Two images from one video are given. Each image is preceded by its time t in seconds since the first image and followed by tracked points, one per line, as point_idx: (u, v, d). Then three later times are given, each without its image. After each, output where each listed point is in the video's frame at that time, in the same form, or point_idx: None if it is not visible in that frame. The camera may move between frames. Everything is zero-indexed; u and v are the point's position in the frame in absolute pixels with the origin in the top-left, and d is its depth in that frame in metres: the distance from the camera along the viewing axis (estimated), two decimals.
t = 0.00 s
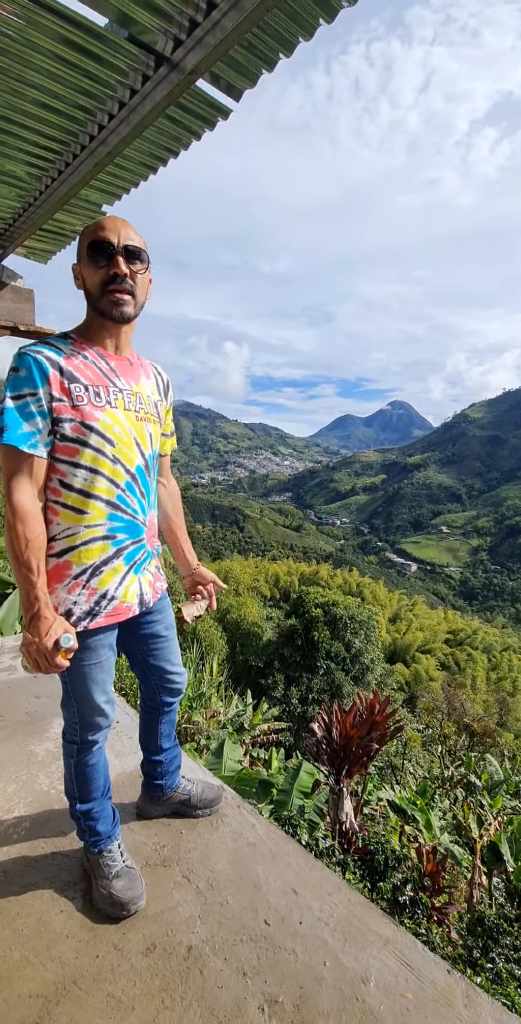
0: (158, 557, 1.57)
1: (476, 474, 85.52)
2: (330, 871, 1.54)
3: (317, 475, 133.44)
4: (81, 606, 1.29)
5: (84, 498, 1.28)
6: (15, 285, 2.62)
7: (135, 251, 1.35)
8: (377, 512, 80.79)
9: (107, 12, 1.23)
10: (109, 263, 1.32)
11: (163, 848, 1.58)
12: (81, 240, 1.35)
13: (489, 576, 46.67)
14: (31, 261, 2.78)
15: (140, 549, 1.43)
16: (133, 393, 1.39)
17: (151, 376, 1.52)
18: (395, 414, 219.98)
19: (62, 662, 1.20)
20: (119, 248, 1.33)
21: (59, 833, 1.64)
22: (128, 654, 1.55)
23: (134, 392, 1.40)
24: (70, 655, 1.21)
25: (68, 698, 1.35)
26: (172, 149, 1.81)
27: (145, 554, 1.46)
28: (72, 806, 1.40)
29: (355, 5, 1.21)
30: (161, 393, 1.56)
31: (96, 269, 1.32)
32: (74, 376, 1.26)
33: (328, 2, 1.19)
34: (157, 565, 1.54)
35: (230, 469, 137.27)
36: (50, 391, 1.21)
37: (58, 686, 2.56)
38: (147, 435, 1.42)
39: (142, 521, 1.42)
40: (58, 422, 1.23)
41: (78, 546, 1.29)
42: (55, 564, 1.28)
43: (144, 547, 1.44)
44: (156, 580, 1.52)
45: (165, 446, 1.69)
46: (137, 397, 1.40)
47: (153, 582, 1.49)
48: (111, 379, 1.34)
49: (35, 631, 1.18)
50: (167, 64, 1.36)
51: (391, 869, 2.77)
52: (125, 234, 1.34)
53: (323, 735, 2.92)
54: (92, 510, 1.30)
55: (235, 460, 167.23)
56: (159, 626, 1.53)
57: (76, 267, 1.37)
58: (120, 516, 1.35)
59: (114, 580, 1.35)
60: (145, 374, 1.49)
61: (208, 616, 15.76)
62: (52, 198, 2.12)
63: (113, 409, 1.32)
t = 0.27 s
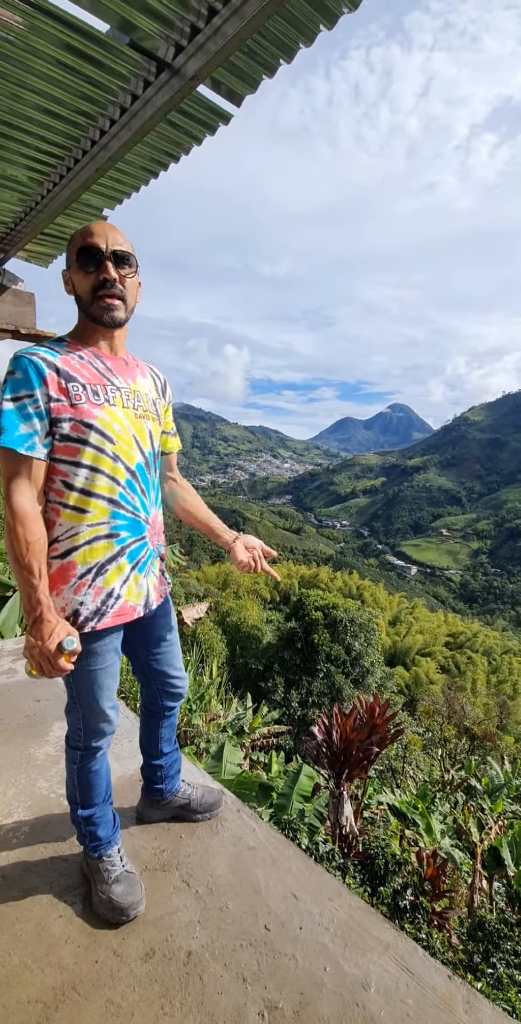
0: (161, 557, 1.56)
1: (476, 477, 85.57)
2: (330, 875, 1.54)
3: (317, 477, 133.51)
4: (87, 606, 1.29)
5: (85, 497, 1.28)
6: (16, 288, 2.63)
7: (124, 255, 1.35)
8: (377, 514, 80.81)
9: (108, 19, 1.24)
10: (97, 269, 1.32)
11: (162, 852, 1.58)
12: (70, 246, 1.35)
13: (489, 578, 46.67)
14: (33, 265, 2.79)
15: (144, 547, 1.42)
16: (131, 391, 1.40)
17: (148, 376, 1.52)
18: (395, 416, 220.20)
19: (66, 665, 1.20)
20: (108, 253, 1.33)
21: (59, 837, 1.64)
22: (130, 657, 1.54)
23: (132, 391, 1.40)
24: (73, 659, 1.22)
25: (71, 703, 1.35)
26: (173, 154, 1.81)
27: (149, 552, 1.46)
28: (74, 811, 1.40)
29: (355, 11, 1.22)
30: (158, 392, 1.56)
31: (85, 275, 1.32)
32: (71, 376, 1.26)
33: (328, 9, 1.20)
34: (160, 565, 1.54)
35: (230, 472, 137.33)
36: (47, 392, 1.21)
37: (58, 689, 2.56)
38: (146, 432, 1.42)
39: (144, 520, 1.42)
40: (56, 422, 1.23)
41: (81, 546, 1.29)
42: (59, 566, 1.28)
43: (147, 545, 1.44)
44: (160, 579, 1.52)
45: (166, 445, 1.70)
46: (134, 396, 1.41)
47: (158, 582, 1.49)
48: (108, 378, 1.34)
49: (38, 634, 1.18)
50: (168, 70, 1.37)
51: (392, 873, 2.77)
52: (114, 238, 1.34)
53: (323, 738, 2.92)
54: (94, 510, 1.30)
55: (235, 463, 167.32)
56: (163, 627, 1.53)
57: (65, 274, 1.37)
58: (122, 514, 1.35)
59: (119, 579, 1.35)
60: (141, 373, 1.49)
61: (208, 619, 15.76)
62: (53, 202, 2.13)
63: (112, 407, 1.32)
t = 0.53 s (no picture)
0: (168, 557, 1.57)
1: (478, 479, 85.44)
2: (333, 880, 1.53)
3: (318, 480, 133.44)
4: (99, 606, 1.29)
5: (93, 497, 1.29)
6: (18, 291, 2.63)
7: (139, 270, 1.35)
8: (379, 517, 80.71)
9: (110, 24, 1.24)
10: (113, 280, 1.31)
11: (164, 856, 1.58)
12: (84, 249, 1.33)
13: (492, 580, 46.52)
14: (35, 268, 2.80)
15: (152, 546, 1.43)
16: (133, 392, 1.41)
17: (147, 377, 1.53)
18: (396, 418, 220.11)
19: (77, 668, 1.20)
20: (125, 267, 1.32)
21: (61, 841, 1.63)
22: (135, 658, 1.54)
23: (134, 392, 1.41)
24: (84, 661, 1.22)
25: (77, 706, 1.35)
26: (175, 158, 1.82)
27: (157, 551, 1.46)
28: (78, 815, 1.40)
29: (357, 15, 1.22)
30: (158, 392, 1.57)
31: (100, 283, 1.31)
32: (76, 378, 1.27)
33: (330, 13, 1.20)
34: (166, 565, 1.54)
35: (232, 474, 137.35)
36: (53, 395, 1.21)
37: (61, 691, 2.56)
38: (150, 432, 1.43)
39: (150, 519, 1.42)
40: (63, 425, 1.23)
41: (90, 547, 1.29)
42: (69, 568, 1.28)
43: (155, 545, 1.44)
44: (167, 578, 1.52)
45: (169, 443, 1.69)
46: (136, 396, 1.41)
47: (165, 580, 1.50)
48: (110, 380, 1.35)
49: (50, 639, 1.18)
50: (170, 74, 1.37)
51: (395, 877, 2.76)
52: (130, 251, 1.34)
53: (326, 740, 2.91)
54: (103, 510, 1.30)
55: (237, 465, 167.27)
56: (166, 628, 1.53)
57: (76, 273, 1.35)
58: (130, 513, 1.35)
59: (128, 578, 1.35)
60: (141, 375, 1.50)
61: (210, 621, 15.74)
62: (56, 206, 2.13)
63: (117, 408, 1.33)
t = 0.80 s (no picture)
0: (165, 559, 1.56)
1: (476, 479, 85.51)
2: (332, 881, 1.53)
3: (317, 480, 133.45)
4: (92, 607, 1.29)
5: (87, 500, 1.29)
6: (17, 291, 2.63)
7: (141, 270, 1.37)
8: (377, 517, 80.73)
9: (109, 24, 1.24)
10: (118, 279, 1.32)
11: (163, 856, 1.57)
12: (84, 245, 1.33)
13: (490, 580, 46.56)
14: (34, 268, 2.79)
15: (147, 548, 1.43)
16: (129, 394, 1.40)
17: (144, 378, 1.53)
18: (395, 419, 220.25)
19: (79, 668, 1.20)
20: (129, 266, 1.34)
21: (58, 842, 1.63)
22: (134, 661, 1.53)
23: (130, 393, 1.41)
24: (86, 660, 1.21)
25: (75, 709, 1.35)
26: (174, 158, 1.82)
27: (152, 554, 1.46)
28: (75, 817, 1.40)
29: (355, 16, 1.22)
30: (155, 393, 1.57)
31: (103, 280, 1.32)
32: (69, 380, 1.26)
33: (328, 15, 1.20)
34: (163, 567, 1.54)
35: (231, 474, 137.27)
36: (45, 398, 1.21)
37: (59, 692, 2.56)
38: (146, 434, 1.43)
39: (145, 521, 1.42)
40: (55, 428, 1.23)
41: (83, 550, 1.29)
42: (62, 570, 1.28)
43: (150, 547, 1.44)
44: (163, 580, 1.52)
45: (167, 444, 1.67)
46: (132, 398, 1.41)
47: (161, 583, 1.50)
48: (105, 382, 1.35)
49: (49, 641, 1.18)
50: (169, 75, 1.37)
51: (394, 877, 2.75)
52: (133, 251, 1.36)
53: (324, 740, 2.91)
54: (95, 513, 1.30)
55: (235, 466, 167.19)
56: (166, 632, 1.53)
57: (75, 269, 1.34)
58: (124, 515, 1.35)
59: (121, 579, 1.35)
60: (137, 376, 1.50)
61: (208, 622, 15.71)
62: (54, 206, 2.13)
63: (111, 410, 1.33)
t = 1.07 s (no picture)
0: (157, 564, 1.57)
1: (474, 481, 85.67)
2: (329, 881, 1.53)
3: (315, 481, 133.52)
4: (82, 611, 1.29)
5: (82, 503, 1.29)
6: (15, 292, 2.63)
7: (144, 270, 1.38)
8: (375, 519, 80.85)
9: (107, 26, 1.24)
10: (122, 279, 1.33)
11: (160, 857, 1.57)
12: (88, 245, 1.33)
13: (488, 581, 46.62)
14: (32, 269, 2.80)
15: (140, 554, 1.43)
16: (129, 398, 1.40)
17: (145, 381, 1.53)
18: (393, 420, 220.55)
19: (57, 673, 1.19)
20: (133, 266, 1.34)
21: (56, 843, 1.63)
22: (125, 662, 1.53)
23: (130, 397, 1.41)
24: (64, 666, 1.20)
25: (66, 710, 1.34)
26: (173, 159, 1.82)
27: (145, 559, 1.46)
28: (69, 817, 1.39)
29: (353, 20, 1.23)
30: (154, 397, 1.57)
31: (108, 279, 1.32)
32: (70, 381, 1.26)
33: (327, 18, 1.21)
34: (156, 572, 1.55)
35: (229, 476, 137.25)
36: (44, 398, 1.21)
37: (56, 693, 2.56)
38: (144, 439, 1.43)
39: (140, 526, 1.42)
40: (53, 430, 1.23)
41: (76, 553, 1.29)
42: (53, 572, 1.27)
43: (143, 553, 1.44)
44: (156, 585, 1.53)
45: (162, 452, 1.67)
46: (133, 402, 1.41)
47: (153, 588, 1.50)
48: (106, 385, 1.35)
49: (29, 644, 1.18)
50: (168, 77, 1.37)
51: (392, 878, 2.76)
52: (136, 252, 1.37)
53: (322, 741, 2.91)
54: (90, 517, 1.30)
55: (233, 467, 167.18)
56: (157, 633, 1.53)
57: (78, 269, 1.35)
58: (119, 521, 1.35)
59: (113, 584, 1.35)
60: (138, 379, 1.49)
61: (206, 624, 15.69)
62: (53, 207, 2.13)
63: (111, 414, 1.33)
